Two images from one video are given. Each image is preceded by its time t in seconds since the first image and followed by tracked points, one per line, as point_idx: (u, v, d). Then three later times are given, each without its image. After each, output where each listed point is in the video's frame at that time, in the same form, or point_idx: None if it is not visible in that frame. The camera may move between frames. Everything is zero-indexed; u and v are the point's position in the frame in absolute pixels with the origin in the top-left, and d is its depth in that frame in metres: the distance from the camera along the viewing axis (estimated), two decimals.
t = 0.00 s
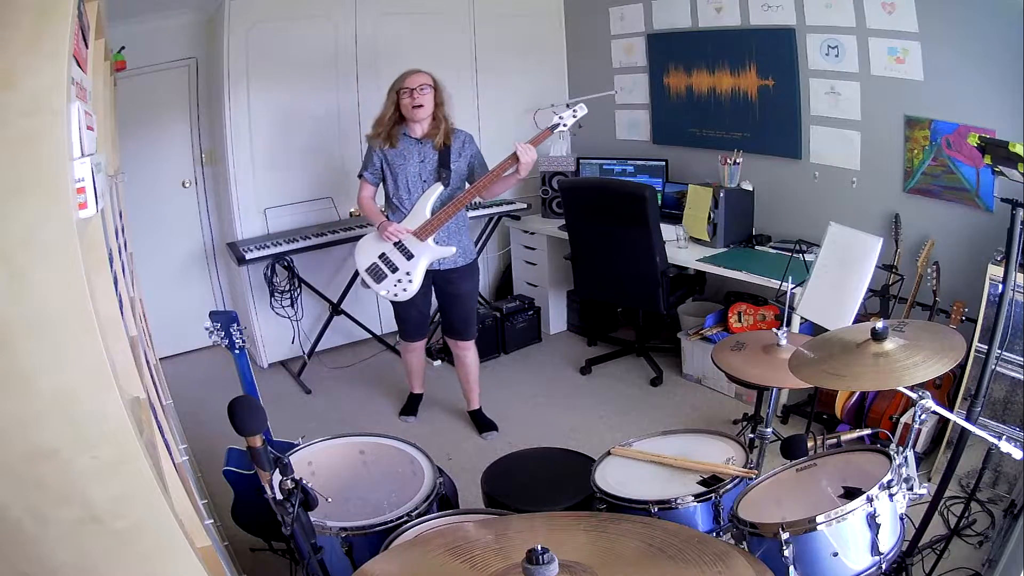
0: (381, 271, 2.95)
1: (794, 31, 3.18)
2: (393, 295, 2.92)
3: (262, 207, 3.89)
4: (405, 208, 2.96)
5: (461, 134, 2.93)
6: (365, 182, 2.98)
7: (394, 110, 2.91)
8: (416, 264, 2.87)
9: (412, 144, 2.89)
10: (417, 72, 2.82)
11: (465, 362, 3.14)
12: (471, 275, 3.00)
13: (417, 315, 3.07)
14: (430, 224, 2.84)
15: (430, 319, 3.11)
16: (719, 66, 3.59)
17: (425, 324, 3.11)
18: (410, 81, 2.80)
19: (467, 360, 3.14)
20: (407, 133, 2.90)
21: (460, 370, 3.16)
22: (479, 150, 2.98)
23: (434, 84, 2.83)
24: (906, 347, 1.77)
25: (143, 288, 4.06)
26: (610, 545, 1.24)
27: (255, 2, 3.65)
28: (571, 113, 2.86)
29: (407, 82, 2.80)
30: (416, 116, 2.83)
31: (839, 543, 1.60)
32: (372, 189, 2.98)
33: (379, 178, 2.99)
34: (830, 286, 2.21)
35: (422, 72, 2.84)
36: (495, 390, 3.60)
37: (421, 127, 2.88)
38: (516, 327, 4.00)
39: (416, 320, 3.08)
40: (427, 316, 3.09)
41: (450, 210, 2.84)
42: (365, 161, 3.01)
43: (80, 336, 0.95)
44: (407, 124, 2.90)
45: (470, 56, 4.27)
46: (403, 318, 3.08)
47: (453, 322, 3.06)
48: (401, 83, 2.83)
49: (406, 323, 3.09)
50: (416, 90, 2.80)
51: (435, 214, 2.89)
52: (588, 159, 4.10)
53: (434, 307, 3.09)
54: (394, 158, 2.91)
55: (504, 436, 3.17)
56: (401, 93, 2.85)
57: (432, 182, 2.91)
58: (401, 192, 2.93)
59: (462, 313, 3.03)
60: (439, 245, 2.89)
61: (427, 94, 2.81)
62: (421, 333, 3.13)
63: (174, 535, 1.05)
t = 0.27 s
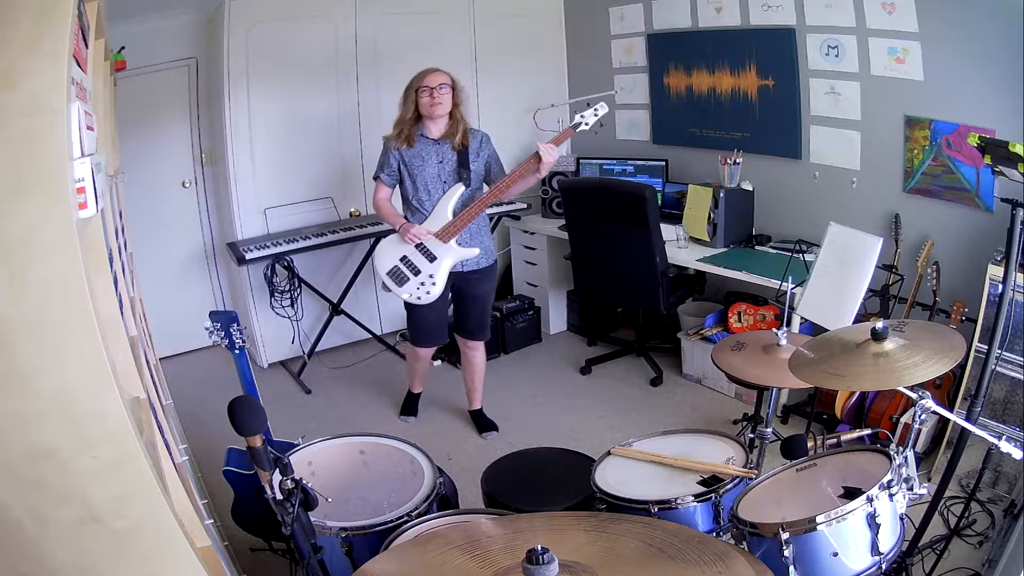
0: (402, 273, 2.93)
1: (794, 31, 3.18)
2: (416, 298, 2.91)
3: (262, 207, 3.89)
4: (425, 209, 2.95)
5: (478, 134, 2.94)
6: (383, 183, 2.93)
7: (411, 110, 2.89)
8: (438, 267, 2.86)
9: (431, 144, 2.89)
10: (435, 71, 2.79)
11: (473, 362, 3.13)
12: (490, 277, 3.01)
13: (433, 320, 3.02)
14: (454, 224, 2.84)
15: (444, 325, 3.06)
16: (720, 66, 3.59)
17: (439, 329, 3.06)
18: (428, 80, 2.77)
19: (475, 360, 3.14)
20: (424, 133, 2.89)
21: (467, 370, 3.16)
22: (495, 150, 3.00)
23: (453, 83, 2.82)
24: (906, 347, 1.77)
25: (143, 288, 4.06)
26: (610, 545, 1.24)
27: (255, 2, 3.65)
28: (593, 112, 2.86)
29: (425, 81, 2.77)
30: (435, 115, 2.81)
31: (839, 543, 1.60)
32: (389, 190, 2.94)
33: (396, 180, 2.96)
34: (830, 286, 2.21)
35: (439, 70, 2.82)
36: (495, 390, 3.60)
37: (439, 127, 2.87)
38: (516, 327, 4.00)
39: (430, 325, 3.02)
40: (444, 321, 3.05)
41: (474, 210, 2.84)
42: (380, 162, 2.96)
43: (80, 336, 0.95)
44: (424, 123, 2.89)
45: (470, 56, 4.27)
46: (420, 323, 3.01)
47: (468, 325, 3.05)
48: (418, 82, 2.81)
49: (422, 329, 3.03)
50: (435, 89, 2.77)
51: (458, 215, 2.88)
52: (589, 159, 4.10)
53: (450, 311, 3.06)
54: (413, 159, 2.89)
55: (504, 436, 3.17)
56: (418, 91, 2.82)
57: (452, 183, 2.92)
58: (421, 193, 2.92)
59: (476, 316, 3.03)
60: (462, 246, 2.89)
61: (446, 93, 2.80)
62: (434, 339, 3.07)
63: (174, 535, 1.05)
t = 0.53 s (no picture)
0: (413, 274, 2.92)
1: (794, 31, 3.18)
2: (427, 299, 2.90)
3: (262, 207, 3.89)
4: (436, 209, 2.94)
5: (487, 135, 2.95)
6: (393, 183, 2.92)
7: (422, 110, 2.88)
8: (450, 268, 2.86)
9: (441, 144, 2.88)
10: (446, 71, 2.79)
11: (477, 363, 3.14)
12: (498, 278, 3.01)
13: (445, 323, 2.99)
14: (467, 224, 2.84)
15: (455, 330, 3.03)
16: (720, 66, 3.59)
17: (448, 333, 3.02)
18: (440, 80, 2.77)
19: (479, 360, 3.14)
20: (434, 133, 2.89)
21: (471, 371, 3.16)
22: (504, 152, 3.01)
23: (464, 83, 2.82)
24: (906, 347, 1.77)
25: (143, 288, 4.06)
26: (610, 545, 1.24)
27: (255, 2, 3.65)
28: (607, 116, 2.86)
29: (437, 80, 2.77)
30: (447, 115, 2.81)
31: (839, 543, 1.60)
32: (399, 190, 2.93)
33: (406, 180, 2.94)
34: (830, 286, 2.21)
35: (450, 70, 2.82)
36: (495, 391, 3.60)
37: (450, 127, 2.87)
38: (516, 327, 4.00)
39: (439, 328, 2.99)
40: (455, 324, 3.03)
41: (487, 211, 2.84)
42: (388, 162, 2.95)
43: (79, 336, 0.95)
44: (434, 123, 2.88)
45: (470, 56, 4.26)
46: (431, 326, 3.00)
47: (475, 326, 3.06)
48: (429, 82, 2.80)
49: (435, 332, 3.00)
50: (447, 89, 2.77)
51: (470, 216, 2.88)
52: (589, 159, 4.10)
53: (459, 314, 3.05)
54: (423, 159, 2.88)
55: (504, 436, 3.17)
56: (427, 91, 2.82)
57: (464, 184, 2.92)
58: (432, 193, 2.92)
59: (481, 318, 3.04)
60: (474, 247, 2.91)
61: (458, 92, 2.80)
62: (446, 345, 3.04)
63: (174, 535, 1.05)
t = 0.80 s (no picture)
0: (420, 276, 2.92)
1: (794, 31, 3.17)
2: (435, 301, 2.90)
3: (262, 207, 3.89)
4: (441, 210, 2.94)
5: (489, 135, 2.96)
6: (397, 183, 2.89)
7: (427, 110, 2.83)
8: (457, 268, 2.87)
9: (447, 145, 2.87)
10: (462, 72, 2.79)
11: (479, 364, 3.14)
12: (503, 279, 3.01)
13: (452, 324, 2.97)
14: (474, 225, 2.84)
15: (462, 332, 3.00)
16: (720, 66, 3.59)
17: (456, 334, 3.00)
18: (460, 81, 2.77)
19: (481, 361, 3.15)
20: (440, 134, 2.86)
21: (472, 373, 3.16)
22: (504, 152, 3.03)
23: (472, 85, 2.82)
24: (906, 347, 1.77)
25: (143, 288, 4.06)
26: (610, 545, 1.24)
27: (255, 2, 3.65)
28: (609, 116, 2.88)
29: (454, 82, 2.76)
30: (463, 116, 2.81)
31: (839, 543, 1.60)
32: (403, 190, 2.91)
33: (410, 180, 2.92)
34: (830, 286, 2.21)
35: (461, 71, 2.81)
36: (495, 391, 3.60)
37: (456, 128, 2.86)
38: (516, 328, 4.00)
39: (447, 330, 2.98)
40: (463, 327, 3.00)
41: (492, 211, 2.85)
42: (391, 163, 2.92)
43: (79, 336, 0.95)
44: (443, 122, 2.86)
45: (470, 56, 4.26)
46: (439, 328, 2.97)
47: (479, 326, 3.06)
48: (438, 82, 2.76)
49: (444, 332, 2.98)
50: (461, 90, 2.77)
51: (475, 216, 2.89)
52: (589, 159, 4.10)
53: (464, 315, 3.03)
54: (429, 160, 2.86)
55: (504, 436, 3.17)
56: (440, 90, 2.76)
57: (468, 184, 2.92)
58: (437, 194, 2.91)
59: (486, 319, 3.04)
60: (480, 247, 2.91)
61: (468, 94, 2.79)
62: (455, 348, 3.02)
63: (175, 535, 1.05)
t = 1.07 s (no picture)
0: (417, 275, 2.90)
1: (794, 31, 3.16)
2: (433, 300, 2.89)
3: (262, 207, 3.89)
4: (438, 210, 2.94)
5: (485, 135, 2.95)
6: (395, 184, 2.90)
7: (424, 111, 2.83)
8: (456, 268, 2.86)
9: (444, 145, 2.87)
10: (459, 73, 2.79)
11: (478, 364, 3.14)
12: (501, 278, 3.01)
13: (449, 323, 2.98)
14: (471, 226, 2.85)
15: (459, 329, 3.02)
16: (720, 66, 3.59)
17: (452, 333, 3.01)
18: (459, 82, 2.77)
19: (480, 360, 3.14)
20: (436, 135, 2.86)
21: (472, 372, 3.15)
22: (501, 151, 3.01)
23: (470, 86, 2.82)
24: (906, 347, 1.78)
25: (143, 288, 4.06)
26: (610, 545, 1.24)
27: (255, 2, 3.65)
28: (606, 115, 2.87)
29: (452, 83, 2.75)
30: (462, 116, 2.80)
31: (839, 543, 1.60)
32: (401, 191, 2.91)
33: (407, 181, 2.93)
34: (830, 286, 2.21)
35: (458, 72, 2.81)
36: (495, 391, 3.60)
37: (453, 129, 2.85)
38: (516, 327, 4.00)
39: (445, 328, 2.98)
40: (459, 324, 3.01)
41: (490, 211, 2.85)
42: (389, 163, 2.93)
43: (79, 337, 0.95)
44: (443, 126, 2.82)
45: (470, 55, 4.26)
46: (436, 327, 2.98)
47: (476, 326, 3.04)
48: (433, 83, 2.76)
49: (443, 332, 2.98)
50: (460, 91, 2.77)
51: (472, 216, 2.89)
52: (589, 159, 4.10)
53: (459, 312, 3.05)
54: (426, 160, 2.86)
55: (504, 436, 3.17)
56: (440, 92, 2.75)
57: (465, 184, 2.92)
58: (434, 195, 2.91)
59: (485, 319, 3.03)
60: (478, 247, 2.91)
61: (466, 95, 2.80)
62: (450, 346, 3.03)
63: (175, 535, 1.05)
